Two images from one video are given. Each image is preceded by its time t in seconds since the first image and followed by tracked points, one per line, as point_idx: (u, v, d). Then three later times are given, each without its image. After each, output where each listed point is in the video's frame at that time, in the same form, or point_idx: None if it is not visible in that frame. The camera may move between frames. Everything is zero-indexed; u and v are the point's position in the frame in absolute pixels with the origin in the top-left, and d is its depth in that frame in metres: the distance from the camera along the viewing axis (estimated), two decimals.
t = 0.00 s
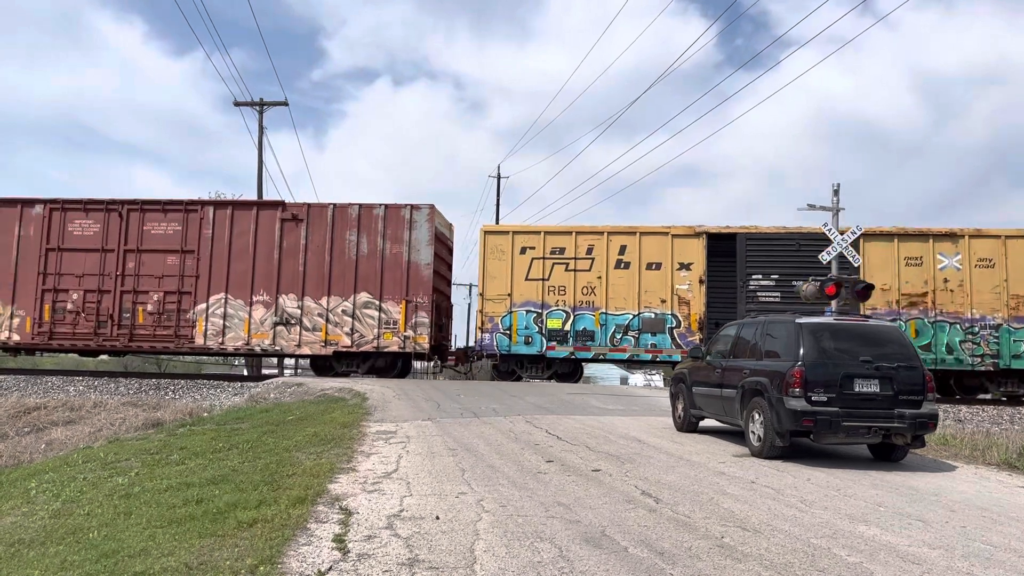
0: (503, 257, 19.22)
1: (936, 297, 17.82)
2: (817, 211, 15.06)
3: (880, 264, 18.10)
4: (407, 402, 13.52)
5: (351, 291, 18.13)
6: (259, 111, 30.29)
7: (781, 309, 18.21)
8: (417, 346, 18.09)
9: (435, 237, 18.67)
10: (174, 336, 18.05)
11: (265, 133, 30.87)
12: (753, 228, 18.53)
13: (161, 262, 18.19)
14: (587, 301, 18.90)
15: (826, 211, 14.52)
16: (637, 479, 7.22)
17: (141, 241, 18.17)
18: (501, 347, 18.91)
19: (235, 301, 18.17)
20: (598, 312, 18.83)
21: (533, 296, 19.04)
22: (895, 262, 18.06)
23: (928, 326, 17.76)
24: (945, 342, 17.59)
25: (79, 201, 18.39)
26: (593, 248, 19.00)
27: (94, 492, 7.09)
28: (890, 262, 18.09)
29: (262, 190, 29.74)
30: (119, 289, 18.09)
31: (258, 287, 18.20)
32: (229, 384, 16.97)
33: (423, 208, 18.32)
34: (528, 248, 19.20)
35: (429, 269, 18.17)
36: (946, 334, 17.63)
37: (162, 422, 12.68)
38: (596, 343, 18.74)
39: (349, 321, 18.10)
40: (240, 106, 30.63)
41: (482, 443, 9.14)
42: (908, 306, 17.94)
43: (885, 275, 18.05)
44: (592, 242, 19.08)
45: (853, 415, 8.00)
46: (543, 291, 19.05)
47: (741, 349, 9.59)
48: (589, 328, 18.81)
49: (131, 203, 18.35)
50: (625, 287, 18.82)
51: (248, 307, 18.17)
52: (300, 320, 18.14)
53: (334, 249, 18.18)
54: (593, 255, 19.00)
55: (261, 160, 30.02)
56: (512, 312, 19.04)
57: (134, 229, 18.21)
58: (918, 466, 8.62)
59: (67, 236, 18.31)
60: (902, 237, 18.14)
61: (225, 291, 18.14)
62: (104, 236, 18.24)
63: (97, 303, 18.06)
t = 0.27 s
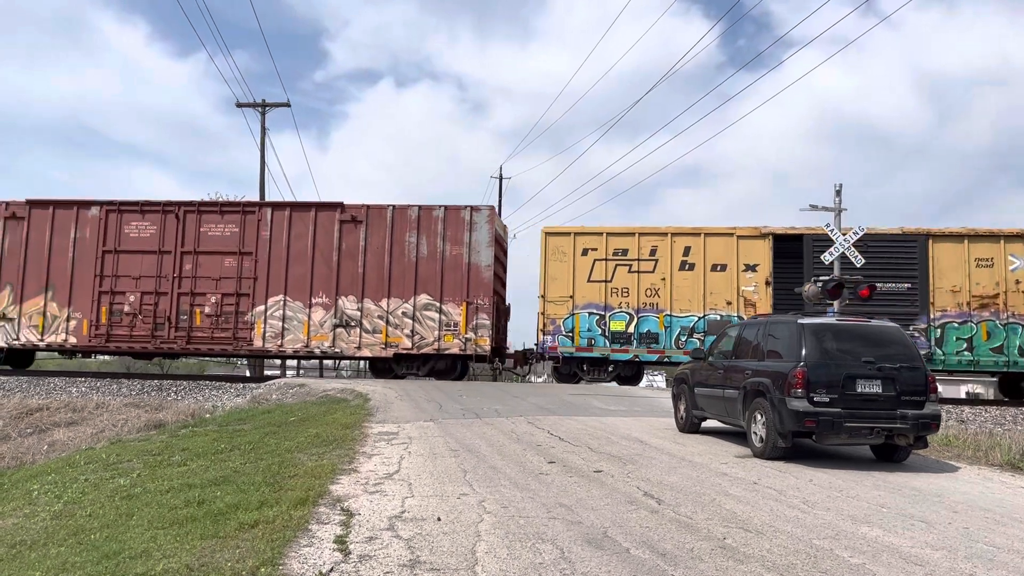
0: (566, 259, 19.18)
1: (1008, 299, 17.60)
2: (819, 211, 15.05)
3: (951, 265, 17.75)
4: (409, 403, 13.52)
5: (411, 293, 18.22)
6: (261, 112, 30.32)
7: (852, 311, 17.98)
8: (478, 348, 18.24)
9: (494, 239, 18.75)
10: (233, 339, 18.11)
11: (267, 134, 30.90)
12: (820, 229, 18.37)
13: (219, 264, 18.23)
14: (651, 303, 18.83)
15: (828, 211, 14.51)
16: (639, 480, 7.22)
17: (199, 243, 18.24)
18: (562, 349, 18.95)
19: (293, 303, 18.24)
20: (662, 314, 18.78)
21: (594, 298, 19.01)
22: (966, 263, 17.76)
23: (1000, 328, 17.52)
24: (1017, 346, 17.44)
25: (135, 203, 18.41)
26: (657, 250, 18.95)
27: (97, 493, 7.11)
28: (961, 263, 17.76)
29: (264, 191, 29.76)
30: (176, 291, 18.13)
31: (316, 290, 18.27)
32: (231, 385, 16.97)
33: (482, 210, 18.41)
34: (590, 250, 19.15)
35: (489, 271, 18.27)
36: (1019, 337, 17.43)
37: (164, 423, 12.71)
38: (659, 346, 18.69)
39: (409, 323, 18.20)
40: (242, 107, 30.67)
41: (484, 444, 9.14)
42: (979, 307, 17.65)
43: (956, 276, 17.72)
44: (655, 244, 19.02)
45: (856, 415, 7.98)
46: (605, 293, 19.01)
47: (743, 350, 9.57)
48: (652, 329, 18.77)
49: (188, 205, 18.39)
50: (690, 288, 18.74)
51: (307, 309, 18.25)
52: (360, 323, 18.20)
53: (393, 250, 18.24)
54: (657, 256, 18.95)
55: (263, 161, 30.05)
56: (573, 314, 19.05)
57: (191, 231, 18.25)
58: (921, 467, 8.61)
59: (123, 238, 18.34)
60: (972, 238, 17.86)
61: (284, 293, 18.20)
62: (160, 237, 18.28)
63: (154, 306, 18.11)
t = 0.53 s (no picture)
0: (615, 260, 19.09)
1: None
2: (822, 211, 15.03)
3: (1006, 266, 17.47)
4: (411, 404, 13.51)
5: (459, 295, 18.37)
6: (263, 113, 30.37)
7: (906, 312, 17.57)
8: (529, 350, 18.38)
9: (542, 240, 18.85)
10: (279, 341, 18.32)
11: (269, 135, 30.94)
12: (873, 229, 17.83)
13: (264, 265, 18.44)
14: (703, 304, 18.75)
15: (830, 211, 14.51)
16: (641, 481, 7.21)
17: (244, 244, 18.46)
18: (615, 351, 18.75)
19: (340, 305, 18.42)
20: (715, 316, 18.70)
21: (645, 300, 18.90)
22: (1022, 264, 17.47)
23: None
24: None
25: (180, 204, 18.61)
26: (708, 251, 18.86)
27: (99, 495, 7.11)
28: (1016, 265, 17.48)
29: (266, 192, 29.81)
30: (222, 294, 18.35)
31: (363, 292, 18.43)
32: (233, 386, 16.98)
33: (529, 211, 18.49)
34: (640, 251, 19.06)
35: (537, 273, 18.38)
36: None
37: (166, 424, 12.71)
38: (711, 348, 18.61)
39: (457, 325, 18.35)
40: (244, 109, 30.71)
41: (486, 445, 9.13)
42: None
43: (1011, 277, 17.45)
44: (705, 245, 18.93)
45: (859, 416, 7.96)
46: (656, 295, 18.91)
47: (745, 350, 9.55)
48: (704, 331, 18.68)
49: (233, 207, 18.60)
50: (742, 290, 18.67)
51: (354, 311, 18.40)
52: (407, 324, 18.40)
53: (440, 252, 18.41)
54: (708, 257, 18.86)
55: (265, 162, 30.09)
56: (624, 315, 18.93)
57: (237, 234, 18.48)
58: (924, 468, 8.58)
59: (168, 240, 18.58)
60: None
61: (330, 295, 18.39)
62: (205, 239, 18.50)
63: (199, 308, 18.35)
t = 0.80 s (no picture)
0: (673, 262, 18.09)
1: None
2: (824, 212, 15.03)
3: None
4: (415, 405, 13.51)
5: (514, 297, 18.31)
6: (267, 115, 30.43)
7: (972, 314, 16.84)
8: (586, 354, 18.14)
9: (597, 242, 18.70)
10: (333, 343, 18.38)
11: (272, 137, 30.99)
12: (933, 230, 17.28)
13: (317, 268, 18.54)
14: (763, 307, 17.87)
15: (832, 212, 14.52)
16: (644, 482, 7.20)
17: (296, 247, 18.57)
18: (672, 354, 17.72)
19: (394, 308, 18.46)
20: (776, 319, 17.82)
21: (705, 302, 17.92)
22: None
23: None
24: None
25: (231, 207, 18.77)
26: (768, 252, 17.95)
27: (102, 497, 7.12)
28: None
29: (270, 194, 29.87)
30: (275, 296, 18.46)
31: (417, 294, 18.45)
32: (236, 388, 17.00)
33: (585, 212, 18.35)
34: (698, 252, 18.03)
35: (593, 275, 18.24)
36: None
37: (169, 426, 12.74)
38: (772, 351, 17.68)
39: (512, 327, 18.28)
40: (247, 111, 30.78)
41: (489, 446, 9.11)
42: None
43: None
44: (765, 246, 18.01)
45: (862, 417, 7.95)
46: (715, 296, 17.92)
47: (749, 351, 9.53)
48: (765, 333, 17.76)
49: (285, 209, 18.72)
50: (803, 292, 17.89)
51: (408, 314, 18.42)
52: (462, 327, 18.36)
53: (494, 254, 18.39)
54: (768, 258, 17.97)
55: (268, 164, 30.16)
56: (682, 319, 17.91)
57: (290, 236, 18.60)
58: (928, 469, 8.56)
59: (219, 243, 18.73)
60: None
61: (384, 297, 18.44)
62: (258, 242, 18.63)
63: (253, 311, 18.47)
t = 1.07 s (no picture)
0: (738, 263, 17.11)
1: None
2: (829, 212, 14.99)
3: None
4: (419, 407, 13.50)
5: (578, 299, 17.98)
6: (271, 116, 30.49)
7: None
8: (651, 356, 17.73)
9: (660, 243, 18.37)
10: (395, 346, 18.12)
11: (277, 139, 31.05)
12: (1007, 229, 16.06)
13: (378, 270, 18.31)
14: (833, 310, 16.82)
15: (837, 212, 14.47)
16: (649, 483, 7.18)
17: (357, 249, 18.36)
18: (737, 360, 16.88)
19: (456, 310, 18.20)
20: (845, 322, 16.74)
21: (773, 304, 16.94)
22: None
23: None
24: None
25: (291, 209, 18.56)
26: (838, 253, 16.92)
27: (107, 499, 7.12)
28: None
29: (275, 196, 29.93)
30: (336, 299, 18.25)
31: (480, 296, 18.19)
32: (241, 390, 17.03)
33: (649, 213, 18.03)
34: (765, 253, 17.05)
35: (659, 276, 17.90)
36: None
37: (174, 428, 12.75)
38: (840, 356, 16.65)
39: (576, 329, 17.92)
40: (252, 113, 30.84)
41: (494, 448, 9.10)
42: None
43: None
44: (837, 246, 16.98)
45: (868, 418, 7.92)
46: (783, 299, 16.95)
47: (754, 352, 9.50)
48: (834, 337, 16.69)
49: (345, 211, 18.50)
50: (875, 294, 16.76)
51: (471, 316, 18.17)
52: (526, 329, 18.06)
53: (558, 256, 18.10)
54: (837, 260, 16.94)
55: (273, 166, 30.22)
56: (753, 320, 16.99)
57: (350, 238, 18.39)
58: (935, 469, 8.51)
59: (279, 246, 18.53)
60: None
61: (446, 300, 18.20)
62: (318, 244, 18.44)
63: (313, 314, 18.24)
